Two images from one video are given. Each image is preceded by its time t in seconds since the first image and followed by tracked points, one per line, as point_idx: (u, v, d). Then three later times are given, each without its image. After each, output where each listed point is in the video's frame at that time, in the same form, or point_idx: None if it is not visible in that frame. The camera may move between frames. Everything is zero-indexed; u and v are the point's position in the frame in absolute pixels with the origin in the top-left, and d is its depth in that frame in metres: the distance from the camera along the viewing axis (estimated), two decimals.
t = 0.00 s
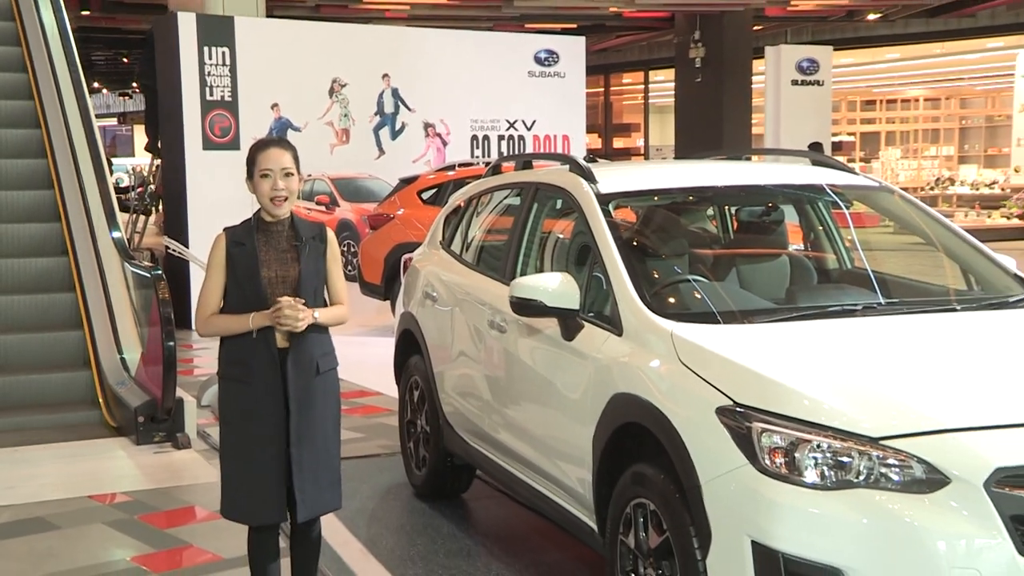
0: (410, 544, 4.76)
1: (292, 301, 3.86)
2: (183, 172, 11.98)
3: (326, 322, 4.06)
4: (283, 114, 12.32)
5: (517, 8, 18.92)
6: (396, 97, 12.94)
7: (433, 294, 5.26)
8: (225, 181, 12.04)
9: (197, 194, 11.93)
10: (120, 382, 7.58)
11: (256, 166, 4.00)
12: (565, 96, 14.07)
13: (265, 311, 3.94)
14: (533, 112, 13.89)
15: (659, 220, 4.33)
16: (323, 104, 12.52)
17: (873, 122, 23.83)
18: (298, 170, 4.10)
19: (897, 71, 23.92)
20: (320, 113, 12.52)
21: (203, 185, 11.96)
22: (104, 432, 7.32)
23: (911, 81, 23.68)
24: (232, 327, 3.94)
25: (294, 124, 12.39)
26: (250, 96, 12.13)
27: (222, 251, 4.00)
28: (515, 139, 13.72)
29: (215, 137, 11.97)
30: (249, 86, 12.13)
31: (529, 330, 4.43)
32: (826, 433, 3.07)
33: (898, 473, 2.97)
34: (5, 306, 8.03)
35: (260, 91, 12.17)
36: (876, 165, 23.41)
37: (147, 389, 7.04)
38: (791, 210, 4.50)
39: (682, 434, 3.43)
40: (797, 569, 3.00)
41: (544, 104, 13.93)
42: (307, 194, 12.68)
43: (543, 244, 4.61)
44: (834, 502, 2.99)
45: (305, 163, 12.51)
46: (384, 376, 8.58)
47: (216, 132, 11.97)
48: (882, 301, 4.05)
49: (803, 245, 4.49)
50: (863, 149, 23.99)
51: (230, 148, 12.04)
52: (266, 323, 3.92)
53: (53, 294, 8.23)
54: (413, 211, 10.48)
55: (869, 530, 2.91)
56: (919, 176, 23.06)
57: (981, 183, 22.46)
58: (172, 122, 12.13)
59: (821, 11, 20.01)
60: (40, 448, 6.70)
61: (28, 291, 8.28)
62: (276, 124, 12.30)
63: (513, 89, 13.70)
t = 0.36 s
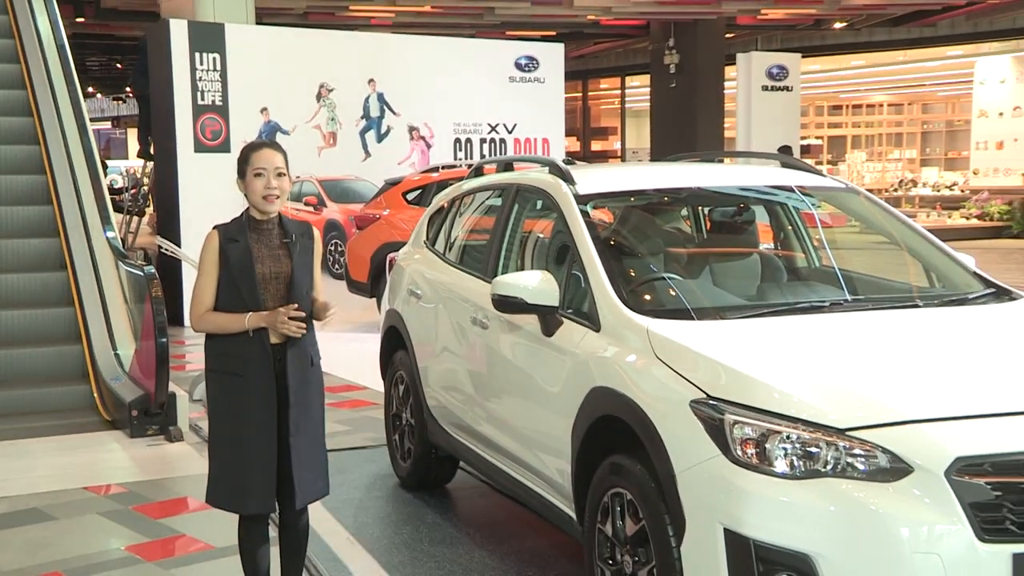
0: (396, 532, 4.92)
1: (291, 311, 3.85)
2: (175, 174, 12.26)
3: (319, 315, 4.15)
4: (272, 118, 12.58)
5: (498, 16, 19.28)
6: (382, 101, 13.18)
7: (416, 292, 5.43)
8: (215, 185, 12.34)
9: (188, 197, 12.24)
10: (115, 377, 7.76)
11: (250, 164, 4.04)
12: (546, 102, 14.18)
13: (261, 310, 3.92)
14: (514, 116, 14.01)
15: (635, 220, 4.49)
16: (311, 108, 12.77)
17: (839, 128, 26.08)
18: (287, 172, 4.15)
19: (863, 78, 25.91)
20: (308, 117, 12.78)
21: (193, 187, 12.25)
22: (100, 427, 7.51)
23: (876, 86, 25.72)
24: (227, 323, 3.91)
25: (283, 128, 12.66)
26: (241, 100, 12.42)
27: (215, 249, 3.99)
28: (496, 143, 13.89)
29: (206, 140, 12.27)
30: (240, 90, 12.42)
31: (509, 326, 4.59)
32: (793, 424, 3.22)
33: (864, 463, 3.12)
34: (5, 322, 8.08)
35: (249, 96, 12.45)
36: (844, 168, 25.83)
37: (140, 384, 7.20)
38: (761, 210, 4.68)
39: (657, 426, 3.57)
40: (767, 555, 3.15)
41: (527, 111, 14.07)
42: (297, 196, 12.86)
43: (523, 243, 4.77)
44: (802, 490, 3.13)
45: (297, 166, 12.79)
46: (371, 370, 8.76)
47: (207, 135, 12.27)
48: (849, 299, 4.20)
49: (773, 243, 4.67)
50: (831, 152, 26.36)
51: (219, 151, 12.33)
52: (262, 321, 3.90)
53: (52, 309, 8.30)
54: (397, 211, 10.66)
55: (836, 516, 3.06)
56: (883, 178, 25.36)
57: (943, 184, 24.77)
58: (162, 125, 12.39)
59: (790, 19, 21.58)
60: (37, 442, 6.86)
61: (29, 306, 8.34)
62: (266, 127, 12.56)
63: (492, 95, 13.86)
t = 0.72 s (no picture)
0: (385, 520, 5.08)
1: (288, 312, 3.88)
2: (172, 176, 12.24)
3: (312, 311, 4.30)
4: (266, 120, 12.73)
5: (483, 22, 19.51)
6: (372, 104, 13.48)
7: (405, 289, 5.60)
8: (213, 186, 12.36)
9: (186, 197, 12.24)
10: (113, 371, 7.95)
11: (263, 170, 4.06)
12: (529, 106, 14.75)
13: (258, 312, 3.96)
14: (500, 118, 14.58)
15: (617, 219, 4.66)
16: (303, 112, 12.96)
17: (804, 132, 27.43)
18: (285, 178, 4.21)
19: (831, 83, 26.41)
20: (301, 119, 12.96)
21: (189, 187, 12.25)
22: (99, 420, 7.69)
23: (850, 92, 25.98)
24: (226, 325, 3.94)
25: (277, 130, 12.84)
26: (237, 103, 12.51)
27: (211, 252, 4.00)
28: (483, 144, 14.44)
29: (202, 142, 12.28)
30: (235, 93, 12.49)
31: (496, 322, 4.75)
32: (769, 415, 3.36)
33: (836, 452, 3.26)
34: (8, 336, 8.13)
35: (243, 99, 12.54)
36: (816, 169, 27.01)
37: (140, 376, 7.38)
38: (738, 209, 4.88)
39: (638, 418, 3.72)
40: (744, 541, 3.29)
41: (510, 112, 14.63)
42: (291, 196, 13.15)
43: (509, 242, 4.94)
44: (777, 479, 3.27)
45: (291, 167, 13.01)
46: (362, 364, 8.94)
47: (204, 137, 12.29)
48: (822, 294, 4.38)
49: (749, 243, 4.82)
50: (804, 154, 27.76)
51: (216, 153, 12.37)
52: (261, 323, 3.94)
53: (55, 321, 8.36)
54: (387, 210, 10.84)
55: (810, 503, 3.20)
56: (856, 178, 26.52)
57: (909, 184, 25.78)
58: (160, 127, 12.45)
59: (765, 27, 22.14)
60: (38, 435, 7.03)
61: (32, 319, 8.40)
62: (260, 129, 12.70)
63: (479, 98, 14.39)
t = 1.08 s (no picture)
0: (375, 508, 5.24)
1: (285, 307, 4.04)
2: (169, 175, 12.38)
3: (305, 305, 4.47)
4: (259, 120, 12.86)
5: (469, 26, 19.70)
6: (361, 104, 13.64)
7: (394, 284, 5.76)
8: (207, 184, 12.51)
9: (181, 195, 12.38)
10: (111, 363, 8.09)
11: (258, 172, 4.20)
12: (514, 107, 14.94)
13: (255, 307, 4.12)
14: (485, 118, 14.76)
15: (598, 217, 4.83)
16: (295, 112, 13.11)
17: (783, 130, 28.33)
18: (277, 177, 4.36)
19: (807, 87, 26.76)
20: (292, 119, 13.11)
21: (185, 186, 12.39)
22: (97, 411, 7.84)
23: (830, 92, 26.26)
24: (223, 321, 4.09)
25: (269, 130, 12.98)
26: (231, 103, 12.63)
27: (208, 250, 4.15)
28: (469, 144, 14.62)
29: (197, 142, 12.42)
30: (228, 93, 12.61)
31: (482, 316, 4.91)
32: (745, 405, 3.52)
33: (809, 440, 3.42)
34: (13, 348, 8.16)
35: (236, 100, 12.67)
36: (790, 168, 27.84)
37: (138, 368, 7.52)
38: (714, 207, 5.06)
39: (620, 409, 3.88)
40: (720, 526, 3.45)
41: (494, 113, 14.82)
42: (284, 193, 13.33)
43: (495, 238, 5.11)
44: (752, 466, 3.43)
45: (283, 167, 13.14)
46: (352, 357, 9.11)
47: (199, 137, 12.42)
48: (795, 288, 4.56)
49: (726, 238, 5.01)
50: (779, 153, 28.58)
51: (210, 152, 12.49)
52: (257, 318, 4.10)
53: (56, 331, 8.36)
54: (376, 207, 10.99)
55: (783, 489, 3.37)
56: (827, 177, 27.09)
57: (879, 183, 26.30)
58: (156, 126, 12.65)
59: (740, 30, 22.36)
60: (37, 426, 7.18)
61: (33, 329, 8.41)
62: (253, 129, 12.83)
63: (465, 99, 14.55)
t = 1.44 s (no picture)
0: (365, 498, 5.41)
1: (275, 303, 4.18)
2: (163, 177, 12.62)
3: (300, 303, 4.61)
4: (252, 124, 13.01)
5: (455, 33, 19.88)
6: (351, 108, 13.80)
7: (382, 281, 5.93)
8: (200, 187, 12.75)
9: (176, 196, 12.63)
10: (109, 359, 8.27)
11: (237, 173, 4.34)
12: (500, 110, 15.11)
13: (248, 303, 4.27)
14: (470, 122, 14.94)
15: (580, 217, 5.00)
16: (286, 116, 13.28)
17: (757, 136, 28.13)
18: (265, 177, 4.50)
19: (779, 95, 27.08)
20: (283, 123, 13.27)
21: (179, 189, 12.64)
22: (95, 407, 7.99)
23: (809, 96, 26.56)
24: (216, 316, 4.25)
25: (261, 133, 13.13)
26: (223, 107, 12.80)
27: (202, 249, 4.32)
28: (455, 147, 14.80)
29: (192, 145, 12.62)
30: (222, 97, 12.79)
31: (468, 312, 5.07)
32: (721, 398, 3.69)
33: (782, 431, 3.59)
34: (17, 361, 8.25)
35: (229, 104, 12.84)
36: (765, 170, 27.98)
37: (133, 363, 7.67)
38: (692, 207, 5.24)
39: (601, 402, 4.05)
40: (698, 514, 3.61)
41: (479, 116, 14.98)
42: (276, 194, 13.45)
43: (479, 237, 5.28)
44: (727, 457, 3.60)
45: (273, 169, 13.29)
46: (341, 352, 9.27)
47: (193, 140, 12.62)
48: (769, 285, 4.74)
49: (703, 237, 5.20)
50: (753, 155, 28.46)
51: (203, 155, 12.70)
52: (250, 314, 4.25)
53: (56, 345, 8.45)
54: (366, 208, 11.15)
55: (758, 479, 3.54)
56: (799, 178, 27.55)
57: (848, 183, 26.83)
58: (149, 129, 12.81)
59: (715, 38, 22.65)
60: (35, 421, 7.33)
61: (33, 343, 8.49)
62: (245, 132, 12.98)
63: (450, 103, 14.72)
